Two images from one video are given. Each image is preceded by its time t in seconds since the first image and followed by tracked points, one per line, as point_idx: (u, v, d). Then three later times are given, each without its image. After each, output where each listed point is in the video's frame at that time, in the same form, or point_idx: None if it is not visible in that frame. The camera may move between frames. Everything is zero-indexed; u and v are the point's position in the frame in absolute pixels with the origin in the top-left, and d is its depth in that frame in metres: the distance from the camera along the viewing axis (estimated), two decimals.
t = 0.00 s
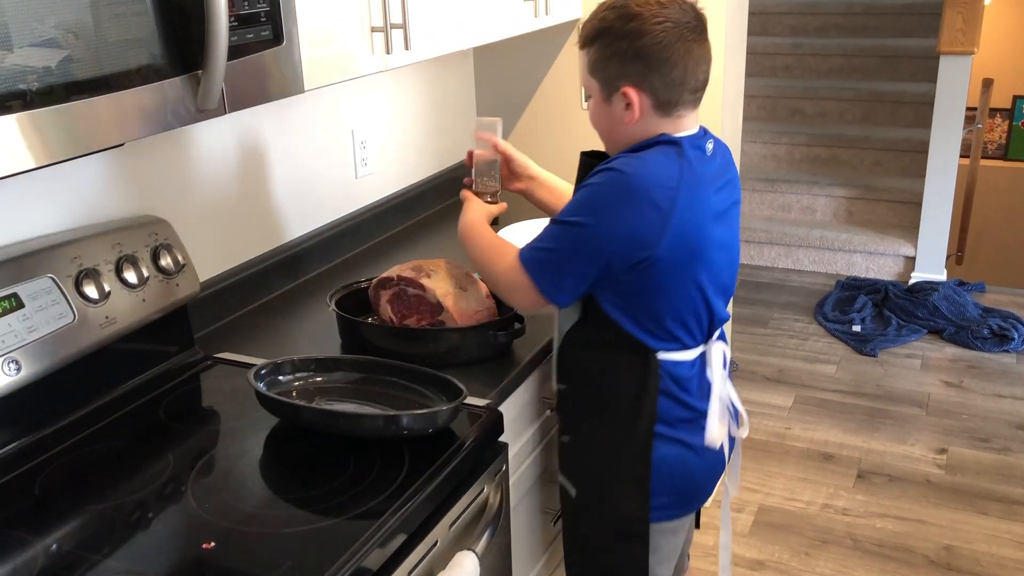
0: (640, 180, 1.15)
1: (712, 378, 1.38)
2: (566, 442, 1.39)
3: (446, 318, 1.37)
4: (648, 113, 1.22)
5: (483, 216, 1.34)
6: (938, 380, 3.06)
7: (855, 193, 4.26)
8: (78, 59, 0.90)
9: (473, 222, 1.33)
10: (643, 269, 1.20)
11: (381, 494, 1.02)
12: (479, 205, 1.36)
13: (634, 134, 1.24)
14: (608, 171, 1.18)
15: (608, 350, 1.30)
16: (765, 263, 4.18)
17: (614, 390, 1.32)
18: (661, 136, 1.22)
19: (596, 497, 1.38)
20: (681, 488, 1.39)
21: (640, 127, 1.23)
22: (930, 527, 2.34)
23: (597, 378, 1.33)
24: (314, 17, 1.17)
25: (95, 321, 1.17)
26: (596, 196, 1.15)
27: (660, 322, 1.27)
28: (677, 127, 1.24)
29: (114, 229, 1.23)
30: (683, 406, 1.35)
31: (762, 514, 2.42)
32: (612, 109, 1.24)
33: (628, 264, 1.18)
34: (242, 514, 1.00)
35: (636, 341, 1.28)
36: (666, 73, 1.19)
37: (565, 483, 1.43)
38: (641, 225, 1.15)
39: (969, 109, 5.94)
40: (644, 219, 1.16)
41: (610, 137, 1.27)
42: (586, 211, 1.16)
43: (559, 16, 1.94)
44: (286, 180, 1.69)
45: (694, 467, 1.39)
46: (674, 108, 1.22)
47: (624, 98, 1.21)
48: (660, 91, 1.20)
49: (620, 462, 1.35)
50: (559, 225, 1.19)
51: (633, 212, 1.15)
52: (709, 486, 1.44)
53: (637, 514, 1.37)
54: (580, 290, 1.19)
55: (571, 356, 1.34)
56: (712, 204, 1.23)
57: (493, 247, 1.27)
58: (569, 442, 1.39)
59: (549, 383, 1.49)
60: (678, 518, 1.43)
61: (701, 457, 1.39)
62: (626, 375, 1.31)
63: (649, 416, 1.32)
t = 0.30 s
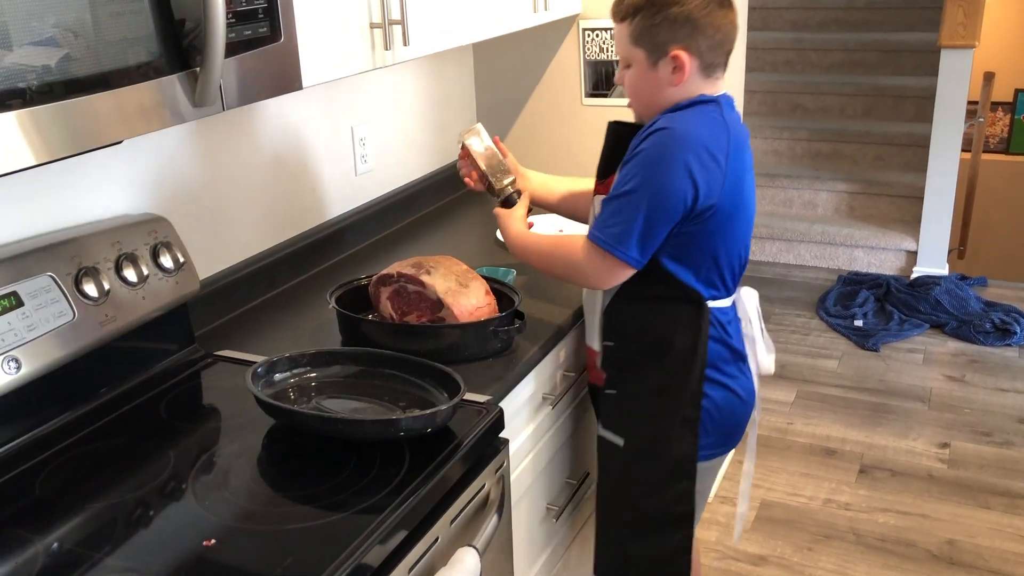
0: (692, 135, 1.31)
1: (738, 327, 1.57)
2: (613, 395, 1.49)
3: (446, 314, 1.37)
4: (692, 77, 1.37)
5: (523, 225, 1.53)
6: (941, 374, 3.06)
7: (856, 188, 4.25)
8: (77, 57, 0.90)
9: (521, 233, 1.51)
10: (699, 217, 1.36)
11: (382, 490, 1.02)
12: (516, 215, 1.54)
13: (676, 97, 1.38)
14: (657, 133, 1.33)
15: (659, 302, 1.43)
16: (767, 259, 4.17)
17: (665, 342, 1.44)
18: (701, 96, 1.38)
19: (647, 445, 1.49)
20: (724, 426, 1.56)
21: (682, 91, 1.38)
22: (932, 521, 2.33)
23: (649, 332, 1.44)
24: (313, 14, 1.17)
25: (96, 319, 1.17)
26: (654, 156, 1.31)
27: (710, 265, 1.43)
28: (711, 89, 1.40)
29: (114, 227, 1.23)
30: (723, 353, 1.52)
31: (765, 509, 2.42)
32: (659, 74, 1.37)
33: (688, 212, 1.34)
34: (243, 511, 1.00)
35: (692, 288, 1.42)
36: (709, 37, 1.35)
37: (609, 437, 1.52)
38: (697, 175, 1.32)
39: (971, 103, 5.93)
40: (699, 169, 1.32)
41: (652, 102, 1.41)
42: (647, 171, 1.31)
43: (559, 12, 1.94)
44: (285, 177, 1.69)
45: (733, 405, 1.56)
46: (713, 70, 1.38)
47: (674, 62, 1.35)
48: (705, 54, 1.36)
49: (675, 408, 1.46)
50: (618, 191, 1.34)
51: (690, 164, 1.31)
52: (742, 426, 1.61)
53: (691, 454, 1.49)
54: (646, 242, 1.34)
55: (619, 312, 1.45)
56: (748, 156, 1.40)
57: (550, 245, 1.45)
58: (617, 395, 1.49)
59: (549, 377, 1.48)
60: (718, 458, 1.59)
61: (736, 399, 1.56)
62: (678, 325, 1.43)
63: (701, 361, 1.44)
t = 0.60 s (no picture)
0: (706, 136, 1.34)
1: (777, 312, 1.58)
2: (655, 384, 1.53)
3: (447, 309, 1.37)
4: (718, 67, 1.42)
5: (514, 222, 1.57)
6: (943, 367, 3.05)
7: (858, 181, 4.24)
8: (77, 53, 0.90)
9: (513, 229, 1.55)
10: (718, 211, 1.39)
11: (384, 485, 1.02)
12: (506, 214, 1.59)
13: (703, 86, 1.43)
14: (670, 132, 1.36)
15: (691, 291, 1.47)
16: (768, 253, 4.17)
17: (700, 330, 1.47)
18: (716, 91, 1.42)
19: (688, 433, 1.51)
20: (767, 409, 1.58)
21: (708, 80, 1.43)
22: (934, 515, 2.33)
23: (685, 322, 1.47)
24: (313, 8, 1.17)
25: (97, 316, 1.17)
26: (669, 157, 1.33)
27: (733, 255, 1.46)
28: (733, 79, 1.45)
29: (114, 223, 1.23)
30: (761, 338, 1.54)
31: (766, 503, 2.42)
32: (688, 63, 1.41)
33: (707, 209, 1.37)
34: (244, 507, 1.00)
35: (716, 278, 1.46)
36: (737, 30, 1.40)
37: (653, 423, 1.55)
38: (712, 175, 1.34)
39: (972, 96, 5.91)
40: (715, 166, 1.35)
41: (679, 90, 1.45)
42: (662, 171, 1.34)
43: (559, 6, 1.94)
44: (286, 173, 1.69)
45: (776, 389, 1.58)
46: (737, 61, 1.43)
47: (704, 53, 1.39)
48: (732, 45, 1.40)
49: (714, 393, 1.48)
50: (629, 190, 1.37)
51: (705, 163, 1.34)
52: (786, 408, 1.62)
53: (735, 437, 1.50)
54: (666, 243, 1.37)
55: (656, 304, 1.49)
56: (763, 149, 1.43)
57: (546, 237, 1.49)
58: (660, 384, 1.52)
59: (551, 370, 1.47)
60: (765, 440, 1.61)
61: (778, 382, 1.58)
62: (713, 313, 1.46)
63: (739, 346, 1.47)
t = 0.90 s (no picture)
0: (717, 121, 1.40)
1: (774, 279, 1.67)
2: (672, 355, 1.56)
3: (447, 305, 1.37)
4: (713, 54, 1.47)
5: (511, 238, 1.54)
6: (943, 363, 3.05)
7: (858, 177, 4.24)
8: (77, 50, 0.90)
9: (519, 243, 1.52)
10: (736, 188, 1.45)
11: (385, 481, 1.02)
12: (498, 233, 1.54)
13: (698, 72, 1.48)
14: (680, 124, 1.42)
15: (708, 263, 1.51)
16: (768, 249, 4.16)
17: (719, 300, 1.52)
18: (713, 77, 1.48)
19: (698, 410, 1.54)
20: (772, 373, 1.64)
21: (703, 67, 1.48)
22: (934, 510, 2.34)
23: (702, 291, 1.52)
24: (314, 4, 1.17)
25: (97, 312, 1.17)
26: (688, 146, 1.39)
27: (747, 229, 1.52)
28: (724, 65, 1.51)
29: (114, 220, 1.23)
30: (767, 302, 1.61)
31: (767, 499, 2.42)
32: (688, 51, 1.45)
33: (725, 188, 1.43)
34: (245, 503, 1.00)
35: (733, 249, 1.52)
36: (730, 17, 1.45)
37: (665, 389, 1.58)
38: (729, 156, 1.41)
39: (973, 91, 5.89)
40: (729, 149, 1.41)
41: (680, 78, 1.48)
42: (682, 160, 1.39)
43: (559, 2, 1.94)
44: (285, 168, 1.69)
45: (779, 354, 1.65)
46: (729, 47, 1.48)
47: (703, 40, 1.44)
48: (727, 32, 1.46)
49: (731, 359, 1.53)
50: (649, 183, 1.42)
51: (720, 147, 1.40)
52: (785, 374, 1.69)
53: (743, 402, 1.55)
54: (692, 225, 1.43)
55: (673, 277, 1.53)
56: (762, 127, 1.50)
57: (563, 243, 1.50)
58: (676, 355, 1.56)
59: (552, 366, 1.47)
60: (764, 405, 1.67)
61: (779, 346, 1.65)
62: (728, 281, 1.52)
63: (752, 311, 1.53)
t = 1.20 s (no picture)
0: (719, 112, 1.41)
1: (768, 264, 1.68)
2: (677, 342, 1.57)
3: (446, 304, 1.37)
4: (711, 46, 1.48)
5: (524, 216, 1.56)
6: (942, 362, 3.05)
7: (857, 175, 4.24)
8: (76, 49, 0.90)
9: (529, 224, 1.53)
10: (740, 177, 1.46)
11: (384, 480, 1.02)
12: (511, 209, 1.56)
13: (696, 64, 1.49)
14: (685, 116, 1.42)
15: (712, 251, 1.52)
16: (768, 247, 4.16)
17: (723, 287, 1.52)
18: (710, 70, 1.49)
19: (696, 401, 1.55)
20: (770, 358, 1.66)
21: (700, 59, 1.48)
22: (933, 509, 2.34)
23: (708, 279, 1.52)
24: (314, 4, 1.17)
25: (96, 312, 1.17)
26: (697, 138, 1.39)
27: (746, 218, 1.54)
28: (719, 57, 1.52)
29: (113, 219, 1.23)
30: (764, 286, 1.63)
31: (766, 497, 2.42)
32: (688, 43, 1.45)
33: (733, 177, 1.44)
34: (245, 502, 1.00)
35: (735, 236, 1.53)
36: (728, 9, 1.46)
37: (666, 376, 1.58)
38: (736, 146, 1.41)
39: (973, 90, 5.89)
40: (735, 139, 1.41)
41: (679, 71, 1.48)
42: (693, 150, 1.39)
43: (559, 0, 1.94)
44: (285, 167, 1.69)
45: (776, 338, 1.67)
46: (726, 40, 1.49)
47: (703, 32, 1.45)
48: (724, 25, 1.46)
49: (735, 346, 1.53)
50: (659, 175, 1.41)
51: (728, 137, 1.40)
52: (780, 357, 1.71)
53: (745, 386, 1.56)
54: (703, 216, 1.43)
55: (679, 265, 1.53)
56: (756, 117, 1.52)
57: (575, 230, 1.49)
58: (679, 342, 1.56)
59: (551, 365, 1.47)
60: (761, 388, 1.69)
61: (776, 331, 1.67)
62: (733, 268, 1.52)
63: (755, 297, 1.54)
